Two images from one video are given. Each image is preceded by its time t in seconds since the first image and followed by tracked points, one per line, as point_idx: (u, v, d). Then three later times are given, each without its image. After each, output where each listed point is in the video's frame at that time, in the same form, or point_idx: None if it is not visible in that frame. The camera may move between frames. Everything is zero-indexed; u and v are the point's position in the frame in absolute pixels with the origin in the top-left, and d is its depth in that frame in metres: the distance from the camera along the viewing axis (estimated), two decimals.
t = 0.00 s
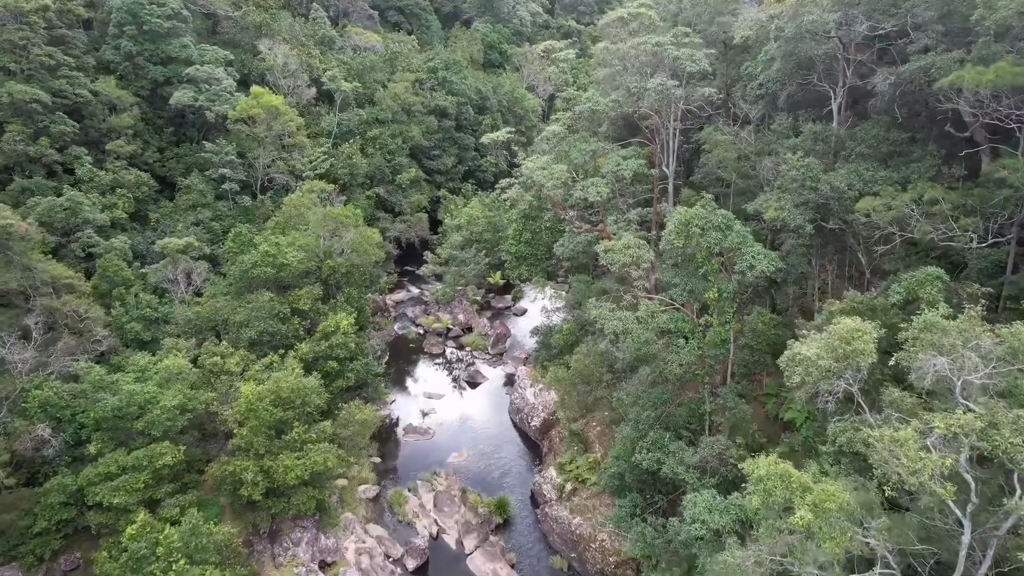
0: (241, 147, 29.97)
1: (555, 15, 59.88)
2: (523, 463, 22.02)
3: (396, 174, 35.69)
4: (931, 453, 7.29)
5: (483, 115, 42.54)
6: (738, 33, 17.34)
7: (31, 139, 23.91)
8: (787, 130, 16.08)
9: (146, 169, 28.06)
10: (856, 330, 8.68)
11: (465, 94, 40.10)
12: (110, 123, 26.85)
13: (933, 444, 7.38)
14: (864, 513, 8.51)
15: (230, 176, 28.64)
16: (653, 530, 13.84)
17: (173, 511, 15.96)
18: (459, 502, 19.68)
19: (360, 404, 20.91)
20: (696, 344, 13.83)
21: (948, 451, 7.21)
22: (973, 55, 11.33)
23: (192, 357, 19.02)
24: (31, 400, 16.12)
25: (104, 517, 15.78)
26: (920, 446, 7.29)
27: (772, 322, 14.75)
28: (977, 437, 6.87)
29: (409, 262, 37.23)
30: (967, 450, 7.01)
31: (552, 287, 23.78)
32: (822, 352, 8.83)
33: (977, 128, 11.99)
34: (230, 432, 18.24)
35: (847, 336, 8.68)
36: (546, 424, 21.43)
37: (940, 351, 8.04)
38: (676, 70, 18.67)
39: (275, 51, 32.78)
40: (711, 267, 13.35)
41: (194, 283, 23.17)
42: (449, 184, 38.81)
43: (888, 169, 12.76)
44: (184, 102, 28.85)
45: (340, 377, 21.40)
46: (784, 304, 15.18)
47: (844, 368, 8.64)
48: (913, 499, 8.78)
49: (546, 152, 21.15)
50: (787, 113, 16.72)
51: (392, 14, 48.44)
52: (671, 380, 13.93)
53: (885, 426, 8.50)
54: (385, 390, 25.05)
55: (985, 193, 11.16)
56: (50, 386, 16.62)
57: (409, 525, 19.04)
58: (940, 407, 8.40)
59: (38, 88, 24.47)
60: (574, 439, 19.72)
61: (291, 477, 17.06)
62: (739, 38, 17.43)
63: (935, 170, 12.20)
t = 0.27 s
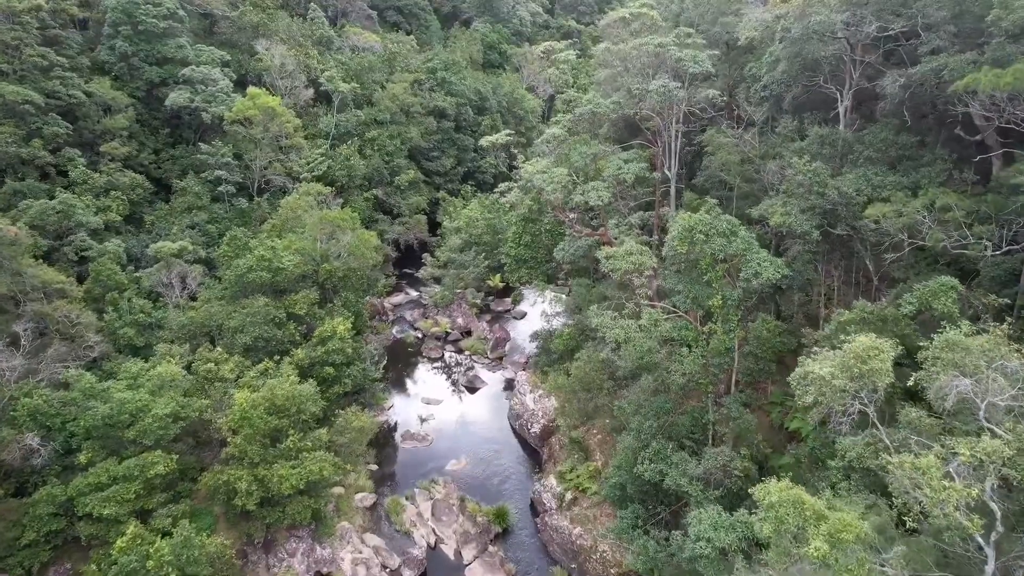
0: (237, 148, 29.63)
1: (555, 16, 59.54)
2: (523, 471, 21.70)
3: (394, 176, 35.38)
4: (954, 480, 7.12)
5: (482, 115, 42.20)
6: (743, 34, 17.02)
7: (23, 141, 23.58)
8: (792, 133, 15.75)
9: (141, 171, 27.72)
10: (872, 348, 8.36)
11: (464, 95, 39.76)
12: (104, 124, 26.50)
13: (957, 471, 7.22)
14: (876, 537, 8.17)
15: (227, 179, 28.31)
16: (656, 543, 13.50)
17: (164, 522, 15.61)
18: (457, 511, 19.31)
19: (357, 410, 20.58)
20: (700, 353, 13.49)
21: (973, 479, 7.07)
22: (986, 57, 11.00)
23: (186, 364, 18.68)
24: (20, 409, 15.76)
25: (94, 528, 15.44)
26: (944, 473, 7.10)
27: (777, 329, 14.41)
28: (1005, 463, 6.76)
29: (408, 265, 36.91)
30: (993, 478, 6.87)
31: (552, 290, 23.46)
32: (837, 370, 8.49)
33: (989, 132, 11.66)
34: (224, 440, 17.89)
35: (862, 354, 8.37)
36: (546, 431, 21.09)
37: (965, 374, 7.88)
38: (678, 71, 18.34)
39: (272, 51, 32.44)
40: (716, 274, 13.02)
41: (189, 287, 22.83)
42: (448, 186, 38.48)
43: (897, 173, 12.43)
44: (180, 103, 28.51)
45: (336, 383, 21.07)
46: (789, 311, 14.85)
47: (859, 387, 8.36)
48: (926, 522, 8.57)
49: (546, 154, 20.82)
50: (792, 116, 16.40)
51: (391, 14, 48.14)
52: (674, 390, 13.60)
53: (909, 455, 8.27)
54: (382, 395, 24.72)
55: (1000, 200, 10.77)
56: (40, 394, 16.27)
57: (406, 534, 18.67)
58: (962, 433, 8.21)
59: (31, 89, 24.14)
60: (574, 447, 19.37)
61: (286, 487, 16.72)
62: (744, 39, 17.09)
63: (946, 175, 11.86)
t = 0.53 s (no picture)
0: (234, 150, 29.29)
1: (555, 15, 59.17)
2: (522, 478, 21.34)
3: (393, 177, 35.05)
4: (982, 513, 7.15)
5: (481, 116, 41.83)
6: (747, 35, 16.69)
7: (16, 143, 23.25)
8: (798, 136, 15.38)
9: (137, 174, 27.39)
10: (891, 368, 8.14)
11: (463, 96, 39.41)
12: (98, 125, 26.14)
13: (984, 503, 7.24)
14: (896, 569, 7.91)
15: (223, 181, 27.97)
16: (659, 558, 13.17)
17: (156, 533, 15.27)
18: (455, 520, 18.95)
19: (354, 417, 20.25)
20: (703, 362, 13.16)
21: (999, 512, 7.08)
22: (1001, 58, 10.65)
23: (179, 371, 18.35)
24: (8, 417, 15.42)
25: (83, 539, 15.10)
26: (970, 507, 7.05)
27: (782, 337, 14.04)
28: None
29: (406, 267, 36.54)
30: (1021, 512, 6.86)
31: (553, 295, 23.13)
32: (855, 394, 8.25)
33: (1003, 136, 11.29)
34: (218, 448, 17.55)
35: (880, 376, 8.16)
36: (546, 438, 20.76)
37: (989, 399, 7.79)
38: (680, 73, 18.01)
39: (269, 52, 32.09)
40: (720, 281, 12.67)
41: (183, 291, 22.50)
42: (447, 187, 38.12)
43: (907, 178, 12.07)
44: (175, 105, 28.18)
45: (333, 389, 20.72)
46: (795, 318, 14.49)
47: (879, 408, 8.12)
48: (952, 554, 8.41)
49: (546, 157, 20.48)
50: (797, 119, 16.04)
51: (390, 15, 47.82)
52: (677, 400, 13.27)
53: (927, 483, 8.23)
54: (380, 401, 24.38)
55: (1014, 207, 10.40)
56: (29, 402, 15.94)
57: (403, 545, 18.32)
58: (978, 458, 8.19)
59: (24, 90, 23.83)
60: (574, 455, 18.98)
61: (280, 497, 16.37)
62: (749, 40, 16.76)
63: (958, 181, 11.51)
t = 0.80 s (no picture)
0: (230, 152, 28.95)
1: (555, 16, 58.80)
2: (522, 486, 20.96)
3: (391, 179, 34.70)
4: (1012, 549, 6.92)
5: (481, 117, 41.46)
6: (752, 36, 16.37)
7: (8, 145, 22.92)
8: (804, 139, 15.06)
9: (131, 176, 27.05)
10: (912, 393, 8.03)
11: (463, 96, 39.05)
12: (93, 127, 25.80)
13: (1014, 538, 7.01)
14: None
15: (219, 183, 27.63)
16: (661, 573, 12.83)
17: (147, 546, 14.92)
18: (453, 530, 18.59)
19: (351, 424, 19.92)
20: (707, 372, 12.82)
21: None
22: (1016, 60, 10.29)
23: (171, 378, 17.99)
24: None
25: (73, 552, 14.76)
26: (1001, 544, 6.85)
27: (787, 345, 13.71)
28: None
29: (405, 270, 36.23)
30: None
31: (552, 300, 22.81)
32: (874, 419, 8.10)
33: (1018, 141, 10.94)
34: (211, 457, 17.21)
35: (901, 400, 8.03)
36: (546, 445, 20.44)
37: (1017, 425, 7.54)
38: (683, 75, 17.65)
39: (266, 53, 31.73)
40: (725, 289, 12.33)
41: (178, 296, 22.16)
42: (446, 189, 37.76)
43: (917, 183, 11.71)
44: (171, 106, 27.84)
45: (329, 396, 20.38)
46: (801, 326, 14.15)
47: (898, 434, 8.04)
48: None
49: (546, 160, 20.14)
50: (803, 122, 15.69)
51: (389, 15, 47.46)
52: (680, 411, 12.93)
53: (952, 518, 8.03)
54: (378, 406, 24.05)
55: None
56: (17, 410, 15.59)
57: (400, 555, 17.96)
58: (1003, 486, 7.98)
59: (16, 92, 23.48)
60: (574, 464, 18.69)
61: (274, 508, 16.01)
62: (753, 41, 16.40)
63: (970, 186, 11.16)
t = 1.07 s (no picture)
0: (227, 154, 28.60)
1: (555, 16, 58.47)
2: (521, 495, 20.58)
3: (390, 181, 34.38)
4: None
5: (480, 118, 41.12)
6: (757, 37, 16.11)
7: None
8: (810, 143, 14.74)
9: (126, 178, 26.70)
10: (935, 421, 7.62)
11: (462, 97, 38.73)
12: (86, 129, 25.45)
13: None
14: None
15: (215, 186, 27.28)
16: None
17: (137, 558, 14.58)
18: (451, 539, 18.22)
19: (347, 431, 19.59)
20: (712, 383, 12.47)
21: None
22: None
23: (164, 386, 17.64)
24: None
25: (61, 565, 14.41)
26: None
27: (793, 354, 13.36)
28: None
29: (403, 273, 35.92)
30: None
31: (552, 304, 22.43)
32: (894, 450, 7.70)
33: None
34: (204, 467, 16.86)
35: (923, 428, 7.64)
36: (546, 453, 20.13)
37: None
38: (685, 77, 17.29)
39: (263, 53, 31.36)
40: (730, 298, 11.96)
41: (172, 301, 21.82)
42: (445, 191, 37.43)
43: (928, 189, 11.36)
44: (166, 107, 27.49)
45: (325, 403, 20.03)
46: (807, 334, 13.80)
47: (919, 463, 7.64)
48: None
49: (546, 163, 19.78)
50: (808, 125, 15.35)
51: (388, 15, 47.14)
52: (684, 423, 12.58)
53: (978, 551, 7.78)
54: (375, 412, 23.70)
55: None
56: (5, 420, 15.24)
57: (397, 566, 17.60)
58: None
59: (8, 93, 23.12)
60: (575, 473, 18.40)
61: (268, 519, 15.65)
62: (759, 43, 16.04)
63: (984, 193, 10.83)
